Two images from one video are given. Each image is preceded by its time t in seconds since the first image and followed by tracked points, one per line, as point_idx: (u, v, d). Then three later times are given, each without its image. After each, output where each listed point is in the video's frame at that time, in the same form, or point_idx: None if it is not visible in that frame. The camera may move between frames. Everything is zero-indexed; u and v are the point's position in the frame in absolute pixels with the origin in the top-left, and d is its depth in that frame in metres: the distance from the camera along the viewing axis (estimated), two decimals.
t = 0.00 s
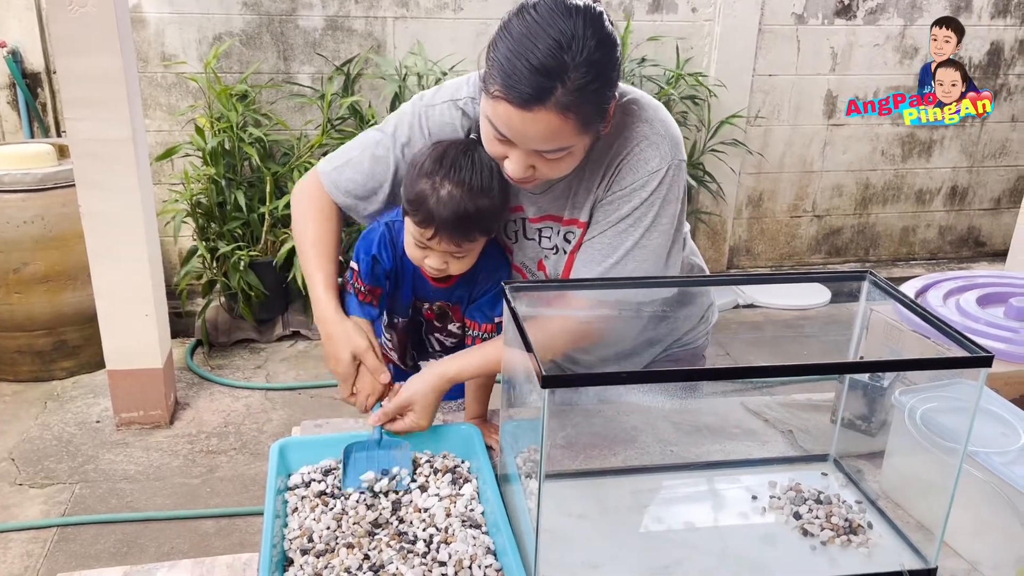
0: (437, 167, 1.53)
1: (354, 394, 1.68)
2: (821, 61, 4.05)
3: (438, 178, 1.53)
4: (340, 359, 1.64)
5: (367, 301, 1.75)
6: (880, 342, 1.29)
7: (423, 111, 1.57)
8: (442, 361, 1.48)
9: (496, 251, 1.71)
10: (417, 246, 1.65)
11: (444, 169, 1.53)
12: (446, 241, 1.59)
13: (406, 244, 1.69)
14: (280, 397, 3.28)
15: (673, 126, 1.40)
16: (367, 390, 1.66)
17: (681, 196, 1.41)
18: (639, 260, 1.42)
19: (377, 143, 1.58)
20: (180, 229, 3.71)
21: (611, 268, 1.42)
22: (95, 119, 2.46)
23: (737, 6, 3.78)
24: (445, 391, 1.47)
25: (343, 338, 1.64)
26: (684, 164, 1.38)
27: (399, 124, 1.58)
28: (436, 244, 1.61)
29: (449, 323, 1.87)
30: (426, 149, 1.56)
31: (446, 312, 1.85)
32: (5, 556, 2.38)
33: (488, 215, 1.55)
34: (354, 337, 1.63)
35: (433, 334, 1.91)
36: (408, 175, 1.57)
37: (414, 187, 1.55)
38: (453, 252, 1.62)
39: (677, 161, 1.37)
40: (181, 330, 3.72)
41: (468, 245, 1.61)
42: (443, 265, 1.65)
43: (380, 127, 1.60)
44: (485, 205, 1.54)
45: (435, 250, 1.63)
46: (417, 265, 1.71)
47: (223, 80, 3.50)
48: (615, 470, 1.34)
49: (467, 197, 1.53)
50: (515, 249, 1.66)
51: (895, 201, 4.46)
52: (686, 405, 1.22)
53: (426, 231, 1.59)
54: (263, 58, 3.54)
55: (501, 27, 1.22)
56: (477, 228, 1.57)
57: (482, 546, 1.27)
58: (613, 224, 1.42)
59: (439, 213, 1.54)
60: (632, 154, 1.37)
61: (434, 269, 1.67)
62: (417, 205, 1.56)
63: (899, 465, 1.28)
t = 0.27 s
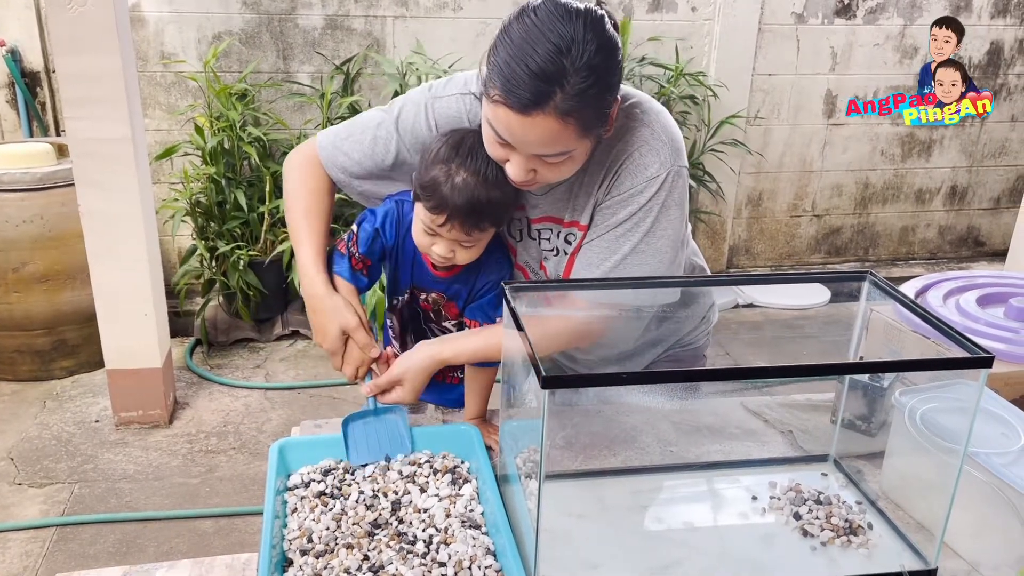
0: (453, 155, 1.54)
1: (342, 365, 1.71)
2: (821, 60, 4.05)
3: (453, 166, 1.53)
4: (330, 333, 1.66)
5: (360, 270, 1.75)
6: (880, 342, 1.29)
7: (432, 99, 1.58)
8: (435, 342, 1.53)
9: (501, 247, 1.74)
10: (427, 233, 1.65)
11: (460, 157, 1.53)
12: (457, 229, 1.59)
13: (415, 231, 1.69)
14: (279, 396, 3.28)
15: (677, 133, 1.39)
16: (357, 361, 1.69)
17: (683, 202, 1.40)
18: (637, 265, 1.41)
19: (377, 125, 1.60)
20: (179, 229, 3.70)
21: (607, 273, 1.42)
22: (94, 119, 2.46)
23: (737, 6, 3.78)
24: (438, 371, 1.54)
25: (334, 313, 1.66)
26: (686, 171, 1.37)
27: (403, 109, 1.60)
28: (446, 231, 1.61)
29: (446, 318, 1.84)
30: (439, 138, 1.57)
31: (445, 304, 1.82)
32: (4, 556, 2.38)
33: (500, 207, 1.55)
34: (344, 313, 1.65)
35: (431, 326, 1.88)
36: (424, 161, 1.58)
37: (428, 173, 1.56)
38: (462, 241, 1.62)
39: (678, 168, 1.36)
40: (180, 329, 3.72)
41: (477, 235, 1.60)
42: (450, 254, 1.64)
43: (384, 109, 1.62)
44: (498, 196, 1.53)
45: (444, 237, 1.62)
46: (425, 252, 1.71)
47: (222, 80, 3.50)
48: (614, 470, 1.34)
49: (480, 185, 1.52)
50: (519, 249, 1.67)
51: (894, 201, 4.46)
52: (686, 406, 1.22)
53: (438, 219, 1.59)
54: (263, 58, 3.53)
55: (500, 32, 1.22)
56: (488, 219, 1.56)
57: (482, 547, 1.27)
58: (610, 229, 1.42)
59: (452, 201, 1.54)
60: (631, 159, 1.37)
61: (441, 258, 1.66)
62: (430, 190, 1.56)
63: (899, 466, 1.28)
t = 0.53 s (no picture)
0: (444, 170, 1.53)
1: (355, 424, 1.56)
2: (820, 60, 4.05)
3: (445, 182, 1.53)
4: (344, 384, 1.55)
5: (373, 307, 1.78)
6: (880, 343, 1.29)
7: (420, 121, 1.56)
8: (446, 383, 1.47)
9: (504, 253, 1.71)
10: (425, 250, 1.66)
11: (451, 172, 1.53)
12: (454, 244, 1.60)
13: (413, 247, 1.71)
14: (278, 396, 3.27)
15: (680, 138, 1.39)
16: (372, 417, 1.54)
17: (684, 207, 1.41)
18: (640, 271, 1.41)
19: (382, 155, 1.59)
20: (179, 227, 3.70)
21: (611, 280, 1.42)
22: (93, 117, 2.45)
23: (737, 5, 3.78)
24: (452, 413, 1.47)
25: (350, 364, 1.56)
26: (689, 176, 1.37)
27: (402, 136, 1.58)
28: (445, 248, 1.62)
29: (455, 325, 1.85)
30: (432, 153, 1.55)
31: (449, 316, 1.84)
32: (3, 555, 2.38)
33: (497, 217, 1.55)
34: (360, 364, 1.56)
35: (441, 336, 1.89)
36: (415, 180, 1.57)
37: (421, 192, 1.56)
38: (461, 254, 1.63)
39: (681, 173, 1.36)
40: (180, 328, 3.72)
41: (476, 247, 1.61)
42: (451, 269, 1.65)
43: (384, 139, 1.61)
44: (493, 208, 1.54)
45: (444, 253, 1.63)
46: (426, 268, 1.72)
47: (222, 78, 3.49)
48: (614, 471, 1.33)
49: (475, 200, 1.53)
50: (521, 254, 1.66)
51: (894, 201, 4.46)
52: (686, 405, 1.22)
53: (435, 236, 1.60)
54: (263, 56, 3.53)
55: (503, 32, 1.22)
56: (485, 230, 1.57)
57: (482, 547, 1.27)
58: (613, 235, 1.42)
59: (448, 217, 1.55)
60: (633, 165, 1.37)
61: (442, 273, 1.68)
62: (425, 209, 1.56)
63: (899, 466, 1.29)
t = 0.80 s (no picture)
0: (446, 179, 1.51)
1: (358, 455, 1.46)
2: (821, 58, 4.04)
3: (447, 190, 1.51)
4: (348, 411, 1.49)
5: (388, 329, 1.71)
6: (881, 342, 1.29)
7: (414, 134, 1.58)
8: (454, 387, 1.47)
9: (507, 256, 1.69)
10: (427, 260, 1.62)
11: (452, 181, 1.51)
12: (459, 252, 1.56)
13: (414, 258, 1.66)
14: (278, 394, 3.27)
15: (683, 133, 1.41)
16: (376, 446, 1.46)
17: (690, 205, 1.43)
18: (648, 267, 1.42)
19: (385, 170, 1.61)
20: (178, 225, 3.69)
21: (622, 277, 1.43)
22: (92, 115, 2.45)
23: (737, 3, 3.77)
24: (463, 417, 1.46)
25: (356, 392, 1.52)
26: (694, 170, 1.39)
27: (400, 150, 1.59)
28: (450, 257, 1.57)
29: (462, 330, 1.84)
30: (431, 160, 1.54)
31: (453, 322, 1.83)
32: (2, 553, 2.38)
33: (501, 222, 1.53)
34: (365, 390, 1.52)
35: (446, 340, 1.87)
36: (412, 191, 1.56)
37: (422, 202, 1.53)
38: (466, 263, 1.59)
39: (686, 167, 1.38)
40: (179, 327, 3.71)
41: (481, 255, 1.57)
42: (455, 278, 1.61)
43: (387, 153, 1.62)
44: (496, 214, 1.52)
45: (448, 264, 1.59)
46: (429, 279, 1.68)
47: (221, 76, 3.48)
48: (615, 470, 1.33)
49: (478, 207, 1.50)
50: (521, 254, 1.66)
51: (895, 199, 4.46)
52: (686, 404, 1.21)
53: (439, 246, 1.56)
54: (262, 54, 3.52)
55: (506, 21, 1.22)
56: (490, 238, 1.54)
57: (482, 546, 1.27)
58: (622, 232, 1.43)
59: (452, 225, 1.52)
60: (640, 163, 1.38)
61: (446, 282, 1.63)
62: (427, 218, 1.53)
63: (900, 464, 1.28)
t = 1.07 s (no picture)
0: (452, 170, 1.53)
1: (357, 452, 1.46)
2: (821, 56, 4.04)
3: (453, 181, 1.53)
4: (348, 407, 1.51)
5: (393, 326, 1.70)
6: (881, 340, 1.27)
7: (414, 134, 1.60)
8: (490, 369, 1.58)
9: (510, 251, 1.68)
10: (430, 253, 1.63)
11: (459, 171, 1.53)
12: (464, 243, 1.57)
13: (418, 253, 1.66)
14: (277, 392, 3.27)
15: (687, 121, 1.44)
16: (377, 444, 1.46)
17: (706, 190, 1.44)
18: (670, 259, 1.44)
19: (386, 171, 1.63)
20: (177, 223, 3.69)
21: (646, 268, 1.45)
22: (92, 112, 2.45)
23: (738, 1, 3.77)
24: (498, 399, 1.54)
25: (356, 391, 1.54)
26: (704, 158, 1.42)
27: (401, 151, 1.62)
28: (455, 249, 1.58)
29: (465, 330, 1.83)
30: (435, 154, 1.57)
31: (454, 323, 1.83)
32: (2, 551, 2.37)
33: (506, 215, 1.53)
34: (366, 389, 1.55)
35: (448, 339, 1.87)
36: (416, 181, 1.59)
37: (427, 193, 1.55)
38: (470, 255, 1.60)
39: (696, 155, 1.41)
40: (179, 325, 3.70)
41: (486, 247, 1.58)
42: (458, 271, 1.62)
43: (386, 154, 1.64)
44: (502, 207, 1.52)
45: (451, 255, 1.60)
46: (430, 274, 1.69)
47: (221, 74, 3.48)
48: (616, 468, 1.33)
49: (484, 198, 1.51)
50: (524, 252, 1.65)
51: (895, 197, 4.46)
52: (687, 402, 1.21)
53: (443, 237, 1.57)
54: (262, 52, 3.52)
55: (508, 5, 1.21)
56: (495, 230, 1.54)
57: (483, 544, 1.27)
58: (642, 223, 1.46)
59: (459, 217, 1.53)
60: (652, 153, 1.41)
61: (448, 276, 1.64)
62: (432, 209, 1.55)
63: (902, 462, 1.28)
